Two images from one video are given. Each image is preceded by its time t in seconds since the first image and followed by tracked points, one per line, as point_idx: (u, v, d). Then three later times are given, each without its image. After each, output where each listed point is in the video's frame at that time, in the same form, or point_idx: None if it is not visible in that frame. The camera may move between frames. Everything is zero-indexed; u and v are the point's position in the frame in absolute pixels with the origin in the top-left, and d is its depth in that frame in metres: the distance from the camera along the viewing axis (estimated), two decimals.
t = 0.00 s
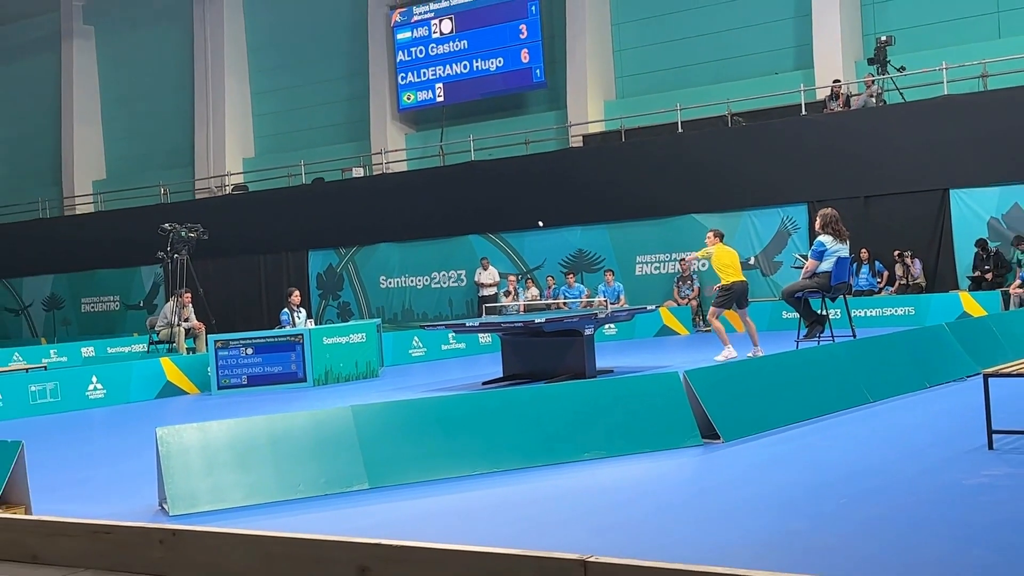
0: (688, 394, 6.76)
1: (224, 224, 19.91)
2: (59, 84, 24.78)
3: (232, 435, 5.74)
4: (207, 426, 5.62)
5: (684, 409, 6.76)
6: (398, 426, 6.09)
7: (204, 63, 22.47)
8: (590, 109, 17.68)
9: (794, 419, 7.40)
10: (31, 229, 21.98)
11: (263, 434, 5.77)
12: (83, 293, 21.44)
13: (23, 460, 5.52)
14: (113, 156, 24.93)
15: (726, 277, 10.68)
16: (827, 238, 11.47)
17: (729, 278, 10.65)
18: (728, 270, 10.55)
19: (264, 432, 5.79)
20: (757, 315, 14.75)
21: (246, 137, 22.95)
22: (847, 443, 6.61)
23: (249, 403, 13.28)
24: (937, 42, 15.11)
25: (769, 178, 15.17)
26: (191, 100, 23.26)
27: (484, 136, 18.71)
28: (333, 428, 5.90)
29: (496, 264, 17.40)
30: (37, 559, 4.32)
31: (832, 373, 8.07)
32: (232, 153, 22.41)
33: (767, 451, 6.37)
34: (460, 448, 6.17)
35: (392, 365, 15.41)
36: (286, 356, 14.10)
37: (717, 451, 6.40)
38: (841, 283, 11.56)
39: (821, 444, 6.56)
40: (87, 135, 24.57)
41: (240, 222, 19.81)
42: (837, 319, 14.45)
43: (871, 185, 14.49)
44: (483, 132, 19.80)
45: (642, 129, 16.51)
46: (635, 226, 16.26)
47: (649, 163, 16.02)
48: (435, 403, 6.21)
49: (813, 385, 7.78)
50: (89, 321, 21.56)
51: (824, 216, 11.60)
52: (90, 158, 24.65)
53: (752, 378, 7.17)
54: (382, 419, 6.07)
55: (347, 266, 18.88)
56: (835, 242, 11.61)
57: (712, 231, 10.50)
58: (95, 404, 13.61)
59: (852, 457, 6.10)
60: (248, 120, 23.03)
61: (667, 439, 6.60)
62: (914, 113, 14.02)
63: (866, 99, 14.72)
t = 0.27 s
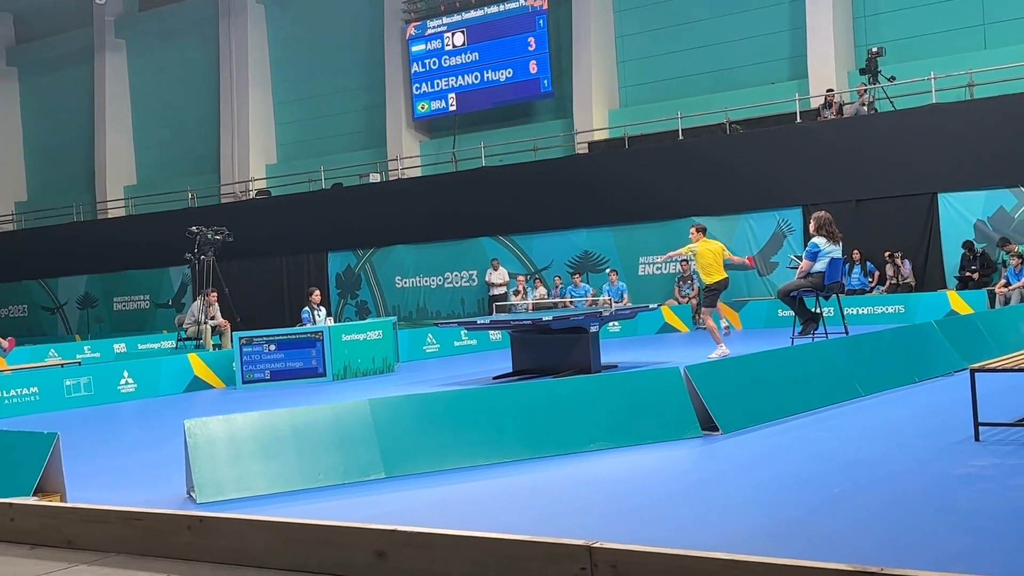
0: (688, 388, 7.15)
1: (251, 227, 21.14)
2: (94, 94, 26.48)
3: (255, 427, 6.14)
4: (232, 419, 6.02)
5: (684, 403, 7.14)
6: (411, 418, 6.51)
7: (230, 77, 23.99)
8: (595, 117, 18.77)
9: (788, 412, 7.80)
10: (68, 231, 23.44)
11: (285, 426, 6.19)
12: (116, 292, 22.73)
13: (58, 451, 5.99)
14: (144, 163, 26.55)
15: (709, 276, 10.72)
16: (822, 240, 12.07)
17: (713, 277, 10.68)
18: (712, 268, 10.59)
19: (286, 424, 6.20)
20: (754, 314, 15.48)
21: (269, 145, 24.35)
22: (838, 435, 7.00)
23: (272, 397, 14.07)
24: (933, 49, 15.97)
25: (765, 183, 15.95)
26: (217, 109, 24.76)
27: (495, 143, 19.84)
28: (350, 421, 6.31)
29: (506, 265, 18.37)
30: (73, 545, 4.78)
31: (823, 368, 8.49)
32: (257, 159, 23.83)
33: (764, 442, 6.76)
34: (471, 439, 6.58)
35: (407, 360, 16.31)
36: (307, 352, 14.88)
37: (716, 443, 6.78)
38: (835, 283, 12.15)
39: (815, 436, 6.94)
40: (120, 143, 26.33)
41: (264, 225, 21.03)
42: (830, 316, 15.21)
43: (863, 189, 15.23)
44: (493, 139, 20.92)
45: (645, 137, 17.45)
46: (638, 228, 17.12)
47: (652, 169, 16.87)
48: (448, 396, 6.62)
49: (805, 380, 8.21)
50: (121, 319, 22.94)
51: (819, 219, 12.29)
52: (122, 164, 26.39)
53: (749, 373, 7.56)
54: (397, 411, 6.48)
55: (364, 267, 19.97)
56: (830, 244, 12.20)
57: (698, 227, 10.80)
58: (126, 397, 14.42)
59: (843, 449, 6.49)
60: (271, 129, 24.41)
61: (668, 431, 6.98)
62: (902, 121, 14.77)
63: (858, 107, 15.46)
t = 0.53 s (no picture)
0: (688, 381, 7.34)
1: (274, 230, 22.26)
2: (123, 102, 27.85)
3: (277, 417, 6.30)
4: (255, 411, 6.15)
5: (685, 395, 7.32)
6: (421, 410, 6.70)
7: (252, 86, 25.00)
8: (599, 123, 19.90)
9: (783, 405, 8.03)
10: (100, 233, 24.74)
11: (300, 418, 6.36)
12: (144, 292, 24.17)
13: (91, 441, 6.13)
14: (172, 168, 27.91)
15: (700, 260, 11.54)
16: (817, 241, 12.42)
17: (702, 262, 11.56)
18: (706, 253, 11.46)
19: (301, 417, 6.37)
20: (751, 312, 16.18)
21: (288, 152, 25.43)
22: (833, 428, 7.23)
23: (291, 390, 14.84)
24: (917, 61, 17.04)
25: (762, 187, 16.70)
26: (240, 117, 25.96)
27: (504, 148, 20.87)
28: (364, 413, 6.49)
29: (514, 265, 19.33)
30: (104, 531, 4.87)
31: (815, 361, 8.75)
32: (277, 165, 24.96)
33: (763, 435, 6.94)
34: (480, 431, 6.77)
35: (420, 356, 17.18)
36: (325, 348, 15.66)
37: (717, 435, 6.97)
38: (829, 282, 12.53)
39: (814, 429, 7.13)
40: (148, 148, 27.72)
41: (284, 227, 22.12)
42: (824, 314, 15.89)
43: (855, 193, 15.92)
44: (502, 146, 21.93)
45: (648, 143, 18.30)
46: (640, 230, 17.95)
47: (654, 173, 17.62)
48: (457, 390, 6.79)
49: (797, 374, 8.47)
50: (150, 317, 24.23)
51: (815, 221, 12.72)
52: (150, 169, 27.75)
53: (745, 367, 7.78)
54: (410, 403, 6.67)
55: (380, 267, 21.00)
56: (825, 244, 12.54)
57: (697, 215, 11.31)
58: (154, 391, 15.15)
59: (841, 441, 6.69)
60: (290, 136, 25.49)
61: (670, 424, 7.16)
62: (892, 129, 15.41)
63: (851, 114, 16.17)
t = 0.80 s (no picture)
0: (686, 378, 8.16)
1: (292, 233, 23.24)
2: (150, 112, 28.99)
3: (295, 412, 7.05)
4: (274, 407, 6.91)
5: (682, 390, 8.15)
6: (432, 404, 7.47)
7: (272, 96, 26.08)
8: (601, 132, 20.99)
9: (774, 399, 8.85)
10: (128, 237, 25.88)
11: (322, 413, 7.12)
12: (169, 292, 25.19)
13: (118, 433, 6.68)
14: (197, 175, 29.03)
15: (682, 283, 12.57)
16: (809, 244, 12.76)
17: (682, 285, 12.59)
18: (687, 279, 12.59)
19: (323, 412, 7.13)
20: (746, 310, 17.01)
21: (307, 160, 26.47)
22: (822, 421, 7.91)
23: (310, 384, 15.61)
24: (900, 73, 18.63)
25: (756, 192, 17.55)
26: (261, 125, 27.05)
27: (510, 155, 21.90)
28: (379, 408, 7.26)
29: (520, 266, 20.25)
30: (131, 518, 5.45)
31: (805, 359, 9.54)
32: (295, 171, 25.99)
33: (754, 426, 7.72)
34: (487, 425, 7.53)
35: (431, 353, 18.08)
36: (341, 345, 16.48)
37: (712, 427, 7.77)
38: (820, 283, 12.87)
39: (801, 421, 7.92)
40: (174, 156, 28.89)
41: (302, 230, 23.12)
42: (816, 312, 16.67)
43: (845, 198, 16.75)
44: (509, 153, 22.91)
45: (647, 151, 19.20)
46: (641, 233, 18.80)
47: (654, 179, 18.54)
48: (465, 386, 7.56)
49: (789, 371, 9.27)
50: (175, 316, 25.27)
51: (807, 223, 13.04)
52: (175, 175, 28.89)
53: (739, 365, 8.59)
54: (422, 398, 7.44)
55: (393, 268, 21.98)
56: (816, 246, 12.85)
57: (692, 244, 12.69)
58: (179, 385, 15.96)
59: (826, 432, 7.41)
60: (307, 144, 26.48)
61: (668, 417, 7.97)
62: (879, 137, 16.22)
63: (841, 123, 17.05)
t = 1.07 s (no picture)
0: (687, 377, 8.53)
1: (301, 236, 23.69)
2: (162, 119, 29.50)
3: (304, 413, 7.41)
4: (283, 406, 7.27)
5: (683, 391, 8.53)
6: (438, 404, 7.85)
7: (281, 102, 26.60)
8: (603, 137, 21.42)
9: (772, 399, 9.22)
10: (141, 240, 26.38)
11: (331, 413, 7.50)
12: (181, 294, 25.67)
13: (132, 432, 6.93)
14: (207, 179, 29.52)
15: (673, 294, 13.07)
16: (807, 245, 12.89)
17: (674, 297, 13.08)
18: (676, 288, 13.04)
19: (332, 411, 7.51)
20: (746, 311, 17.36)
21: (316, 164, 26.93)
22: (820, 420, 8.27)
23: (318, 384, 15.90)
24: (897, 78, 19.04)
25: (756, 196, 17.91)
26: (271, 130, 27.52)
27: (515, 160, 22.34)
28: (386, 408, 7.63)
29: (525, 268, 20.65)
30: (144, 515, 5.45)
31: (803, 360, 9.90)
32: (304, 176, 26.46)
33: (753, 425, 8.09)
34: (491, 425, 7.89)
35: (438, 353, 18.47)
36: (350, 345, 16.79)
37: (712, 426, 8.13)
38: (818, 283, 13.02)
39: (797, 420, 8.28)
40: (186, 161, 29.39)
41: (311, 233, 23.55)
42: (815, 313, 17.00)
43: (843, 201, 17.09)
44: (513, 157, 23.33)
45: (649, 155, 19.59)
46: (643, 236, 19.19)
47: (655, 183, 18.93)
48: (470, 387, 7.94)
49: (788, 372, 9.63)
50: (187, 318, 25.74)
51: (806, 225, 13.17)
52: (187, 180, 29.39)
53: (739, 366, 8.96)
54: (429, 398, 7.82)
55: (400, 270, 22.39)
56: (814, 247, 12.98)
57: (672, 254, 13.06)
58: (191, 384, 16.37)
59: (823, 430, 7.75)
60: (315, 149, 26.91)
61: (669, 416, 8.34)
62: (876, 142, 16.55)
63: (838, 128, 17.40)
